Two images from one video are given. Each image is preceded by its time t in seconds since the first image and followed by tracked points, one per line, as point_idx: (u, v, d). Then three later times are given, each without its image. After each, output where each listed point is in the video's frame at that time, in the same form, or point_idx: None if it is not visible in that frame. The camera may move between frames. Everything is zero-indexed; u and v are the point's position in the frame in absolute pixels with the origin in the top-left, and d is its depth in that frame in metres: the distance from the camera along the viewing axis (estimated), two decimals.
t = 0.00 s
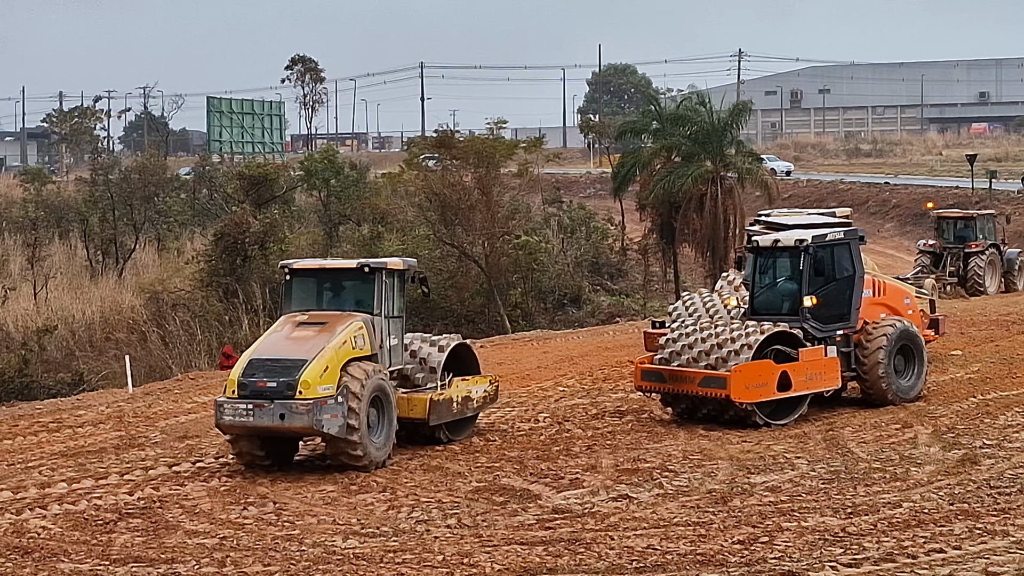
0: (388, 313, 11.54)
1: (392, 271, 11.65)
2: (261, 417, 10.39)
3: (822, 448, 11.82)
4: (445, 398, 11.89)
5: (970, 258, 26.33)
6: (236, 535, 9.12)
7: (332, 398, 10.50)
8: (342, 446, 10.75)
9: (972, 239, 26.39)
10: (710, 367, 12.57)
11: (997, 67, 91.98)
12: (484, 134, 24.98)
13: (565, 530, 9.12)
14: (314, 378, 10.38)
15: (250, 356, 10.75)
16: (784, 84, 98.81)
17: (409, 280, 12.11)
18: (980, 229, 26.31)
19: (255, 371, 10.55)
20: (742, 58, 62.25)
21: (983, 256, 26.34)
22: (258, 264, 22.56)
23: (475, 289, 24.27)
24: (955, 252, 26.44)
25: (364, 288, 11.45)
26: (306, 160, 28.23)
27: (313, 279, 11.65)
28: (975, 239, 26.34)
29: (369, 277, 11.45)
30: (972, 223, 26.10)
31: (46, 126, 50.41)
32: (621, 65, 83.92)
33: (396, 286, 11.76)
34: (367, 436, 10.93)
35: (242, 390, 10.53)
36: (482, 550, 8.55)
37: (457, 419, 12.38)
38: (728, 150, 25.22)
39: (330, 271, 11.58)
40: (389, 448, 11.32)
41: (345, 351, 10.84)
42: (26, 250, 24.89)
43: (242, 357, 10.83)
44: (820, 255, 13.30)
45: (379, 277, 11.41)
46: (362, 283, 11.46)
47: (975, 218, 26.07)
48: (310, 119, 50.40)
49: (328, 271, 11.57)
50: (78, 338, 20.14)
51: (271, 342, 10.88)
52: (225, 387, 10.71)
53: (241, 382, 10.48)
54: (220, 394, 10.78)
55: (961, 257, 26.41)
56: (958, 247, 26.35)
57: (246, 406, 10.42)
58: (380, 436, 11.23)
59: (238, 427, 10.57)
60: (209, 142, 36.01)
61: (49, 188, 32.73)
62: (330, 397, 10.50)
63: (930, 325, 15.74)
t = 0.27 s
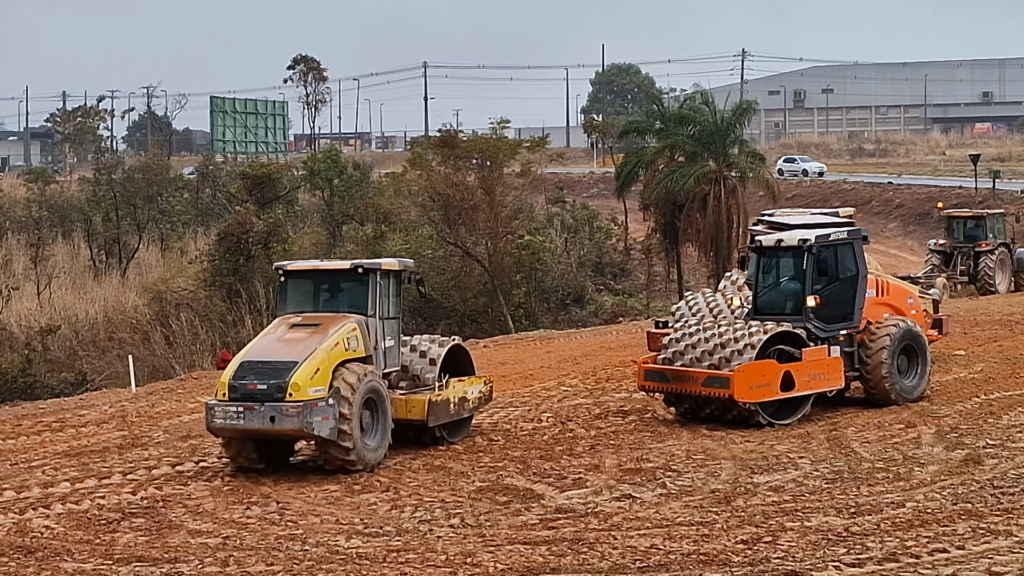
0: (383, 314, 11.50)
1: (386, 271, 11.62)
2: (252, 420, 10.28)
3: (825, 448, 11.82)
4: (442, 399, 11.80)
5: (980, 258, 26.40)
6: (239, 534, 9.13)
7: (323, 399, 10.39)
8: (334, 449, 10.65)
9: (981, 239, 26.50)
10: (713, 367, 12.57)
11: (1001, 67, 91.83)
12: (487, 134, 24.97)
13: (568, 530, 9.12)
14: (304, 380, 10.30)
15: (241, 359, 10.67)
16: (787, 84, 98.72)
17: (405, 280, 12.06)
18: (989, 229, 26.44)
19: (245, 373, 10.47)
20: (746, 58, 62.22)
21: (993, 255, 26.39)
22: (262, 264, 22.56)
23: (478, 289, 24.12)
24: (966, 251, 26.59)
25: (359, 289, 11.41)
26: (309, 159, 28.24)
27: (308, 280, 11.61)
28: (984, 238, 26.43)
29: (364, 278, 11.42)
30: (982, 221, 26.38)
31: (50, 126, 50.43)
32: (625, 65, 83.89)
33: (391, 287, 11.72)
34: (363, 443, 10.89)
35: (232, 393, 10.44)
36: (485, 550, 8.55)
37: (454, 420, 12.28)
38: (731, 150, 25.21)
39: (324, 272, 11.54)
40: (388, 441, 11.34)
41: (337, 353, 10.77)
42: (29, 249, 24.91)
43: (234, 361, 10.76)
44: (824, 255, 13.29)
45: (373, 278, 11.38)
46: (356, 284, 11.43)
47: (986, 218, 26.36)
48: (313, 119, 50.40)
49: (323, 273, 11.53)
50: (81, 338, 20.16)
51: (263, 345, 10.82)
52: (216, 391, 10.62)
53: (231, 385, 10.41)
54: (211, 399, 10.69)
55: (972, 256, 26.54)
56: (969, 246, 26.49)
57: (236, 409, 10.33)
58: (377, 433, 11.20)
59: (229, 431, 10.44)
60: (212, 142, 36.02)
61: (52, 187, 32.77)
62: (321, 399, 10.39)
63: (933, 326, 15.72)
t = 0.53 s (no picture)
0: (380, 314, 11.36)
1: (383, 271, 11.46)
2: (243, 422, 10.15)
3: (830, 448, 11.80)
4: (443, 399, 11.69)
5: (992, 257, 26.49)
6: (244, 534, 9.14)
7: (315, 401, 10.24)
8: (329, 453, 10.54)
9: (993, 238, 26.65)
10: (717, 367, 12.56)
11: (1005, 67, 91.71)
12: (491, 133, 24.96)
13: (573, 529, 9.12)
14: (296, 381, 10.15)
15: (234, 359, 10.54)
16: (792, 83, 98.64)
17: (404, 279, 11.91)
18: (1001, 228, 26.56)
19: (238, 375, 10.34)
20: (750, 58, 62.18)
21: (1005, 254, 26.51)
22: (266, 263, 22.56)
23: (483, 289, 24.29)
24: (977, 251, 26.69)
25: (355, 289, 11.27)
26: (314, 159, 28.26)
27: (305, 281, 11.47)
28: (996, 237, 26.57)
29: (360, 278, 11.27)
30: (993, 220, 26.50)
31: (55, 126, 50.50)
32: (629, 65, 83.89)
33: (388, 287, 11.58)
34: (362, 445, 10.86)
35: (225, 394, 10.30)
36: (490, 550, 8.55)
37: (453, 421, 12.17)
38: (736, 149, 25.18)
39: (320, 273, 11.38)
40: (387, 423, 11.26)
41: (331, 354, 10.62)
42: (33, 249, 24.94)
43: (227, 362, 10.63)
44: (829, 255, 13.26)
45: (370, 278, 11.22)
46: (353, 284, 11.30)
47: (997, 217, 26.47)
48: (317, 118, 50.43)
49: (319, 273, 11.37)
50: (86, 337, 20.18)
51: (256, 345, 10.68)
52: (209, 392, 10.49)
53: (224, 386, 10.27)
54: (204, 400, 10.57)
55: (983, 255, 26.61)
56: (980, 245, 26.61)
57: (228, 410, 10.19)
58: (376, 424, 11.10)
59: (222, 432, 10.30)
60: (217, 142, 36.05)
61: (56, 187, 32.81)
62: (313, 401, 10.24)
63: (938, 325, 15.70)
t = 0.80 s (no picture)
0: (379, 315, 11.26)
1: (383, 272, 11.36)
2: (238, 423, 10.02)
3: (835, 447, 11.78)
4: (444, 400, 11.58)
5: (1004, 256, 26.57)
6: (249, 534, 9.14)
7: (309, 403, 10.08)
8: (325, 454, 10.40)
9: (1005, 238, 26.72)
10: (723, 367, 12.54)
11: (1011, 66, 91.56)
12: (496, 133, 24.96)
13: (578, 529, 9.11)
14: (290, 382, 9.99)
15: (230, 361, 10.42)
16: (797, 83, 98.56)
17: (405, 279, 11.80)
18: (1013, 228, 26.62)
19: (233, 376, 10.22)
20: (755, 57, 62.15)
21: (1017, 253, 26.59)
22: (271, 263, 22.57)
23: (488, 288, 24.30)
24: (990, 249, 26.73)
25: (354, 289, 11.17)
26: (319, 159, 28.28)
27: (304, 281, 11.34)
28: (1009, 236, 26.63)
29: (359, 279, 11.16)
30: (1005, 220, 26.51)
31: (61, 125, 50.60)
32: (634, 64, 83.85)
33: (388, 288, 11.47)
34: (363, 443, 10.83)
35: (219, 395, 10.18)
36: (496, 550, 8.55)
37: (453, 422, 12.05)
38: (741, 149, 25.17)
39: (319, 273, 11.26)
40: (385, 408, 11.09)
41: (328, 355, 10.46)
42: (39, 248, 24.99)
43: (223, 363, 10.51)
44: (835, 254, 13.24)
45: (368, 278, 11.12)
46: (352, 285, 11.18)
47: (1009, 217, 26.48)
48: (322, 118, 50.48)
49: (318, 273, 11.26)
50: (91, 336, 20.21)
51: (253, 347, 10.55)
52: (205, 394, 10.37)
53: (218, 388, 10.14)
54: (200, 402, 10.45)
55: (996, 254, 26.71)
56: (993, 244, 26.68)
57: (222, 411, 10.06)
58: (374, 419, 10.96)
59: (217, 434, 10.16)
60: (222, 141, 36.08)
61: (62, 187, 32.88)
62: (307, 402, 10.08)
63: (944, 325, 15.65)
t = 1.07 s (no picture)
0: (384, 317, 11.21)
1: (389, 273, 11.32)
2: (238, 424, 10.02)
3: (845, 447, 11.77)
4: (451, 400, 11.58)
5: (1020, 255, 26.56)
6: (258, 533, 9.16)
7: (310, 405, 10.09)
8: (324, 454, 10.34)
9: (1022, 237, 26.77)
10: (733, 366, 12.53)
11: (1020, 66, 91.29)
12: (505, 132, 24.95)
13: (588, 529, 9.12)
14: (290, 384, 10.00)
15: (232, 361, 10.42)
16: (807, 83, 98.38)
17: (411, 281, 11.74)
18: None
19: (234, 377, 10.21)
20: (764, 57, 62.07)
21: None
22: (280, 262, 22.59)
23: (497, 288, 24.31)
24: (1007, 248, 26.74)
25: (359, 290, 11.13)
26: (328, 158, 28.31)
27: (310, 282, 11.29)
28: None
29: (364, 280, 11.12)
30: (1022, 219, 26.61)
31: (70, 125, 50.71)
32: (643, 64, 83.78)
33: (394, 289, 11.42)
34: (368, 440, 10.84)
35: (220, 396, 10.18)
36: (505, 549, 8.56)
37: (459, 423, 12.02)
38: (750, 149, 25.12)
39: (324, 273, 11.22)
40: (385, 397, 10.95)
41: (330, 356, 10.46)
42: (48, 248, 25.06)
43: (225, 363, 10.51)
44: (844, 254, 13.22)
45: (373, 279, 11.07)
46: (356, 286, 11.14)
47: None
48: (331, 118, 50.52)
49: (323, 274, 11.22)
50: (100, 336, 20.27)
51: (256, 347, 10.54)
52: (206, 394, 10.37)
53: (219, 388, 10.15)
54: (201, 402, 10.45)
55: (1013, 253, 26.71)
56: (1009, 244, 26.72)
57: (223, 412, 10.06)
58: (377, 416, 10.89)
59: (218, 434, 10.16)
60: (231, 141, 36.14)
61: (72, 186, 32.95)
62: (307, 404, 10.08)
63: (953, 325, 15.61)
